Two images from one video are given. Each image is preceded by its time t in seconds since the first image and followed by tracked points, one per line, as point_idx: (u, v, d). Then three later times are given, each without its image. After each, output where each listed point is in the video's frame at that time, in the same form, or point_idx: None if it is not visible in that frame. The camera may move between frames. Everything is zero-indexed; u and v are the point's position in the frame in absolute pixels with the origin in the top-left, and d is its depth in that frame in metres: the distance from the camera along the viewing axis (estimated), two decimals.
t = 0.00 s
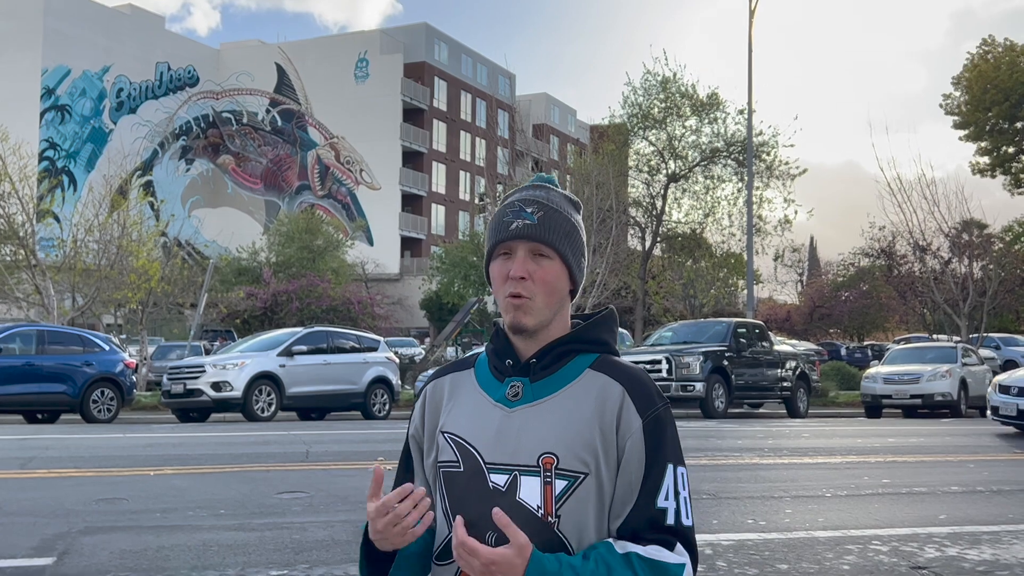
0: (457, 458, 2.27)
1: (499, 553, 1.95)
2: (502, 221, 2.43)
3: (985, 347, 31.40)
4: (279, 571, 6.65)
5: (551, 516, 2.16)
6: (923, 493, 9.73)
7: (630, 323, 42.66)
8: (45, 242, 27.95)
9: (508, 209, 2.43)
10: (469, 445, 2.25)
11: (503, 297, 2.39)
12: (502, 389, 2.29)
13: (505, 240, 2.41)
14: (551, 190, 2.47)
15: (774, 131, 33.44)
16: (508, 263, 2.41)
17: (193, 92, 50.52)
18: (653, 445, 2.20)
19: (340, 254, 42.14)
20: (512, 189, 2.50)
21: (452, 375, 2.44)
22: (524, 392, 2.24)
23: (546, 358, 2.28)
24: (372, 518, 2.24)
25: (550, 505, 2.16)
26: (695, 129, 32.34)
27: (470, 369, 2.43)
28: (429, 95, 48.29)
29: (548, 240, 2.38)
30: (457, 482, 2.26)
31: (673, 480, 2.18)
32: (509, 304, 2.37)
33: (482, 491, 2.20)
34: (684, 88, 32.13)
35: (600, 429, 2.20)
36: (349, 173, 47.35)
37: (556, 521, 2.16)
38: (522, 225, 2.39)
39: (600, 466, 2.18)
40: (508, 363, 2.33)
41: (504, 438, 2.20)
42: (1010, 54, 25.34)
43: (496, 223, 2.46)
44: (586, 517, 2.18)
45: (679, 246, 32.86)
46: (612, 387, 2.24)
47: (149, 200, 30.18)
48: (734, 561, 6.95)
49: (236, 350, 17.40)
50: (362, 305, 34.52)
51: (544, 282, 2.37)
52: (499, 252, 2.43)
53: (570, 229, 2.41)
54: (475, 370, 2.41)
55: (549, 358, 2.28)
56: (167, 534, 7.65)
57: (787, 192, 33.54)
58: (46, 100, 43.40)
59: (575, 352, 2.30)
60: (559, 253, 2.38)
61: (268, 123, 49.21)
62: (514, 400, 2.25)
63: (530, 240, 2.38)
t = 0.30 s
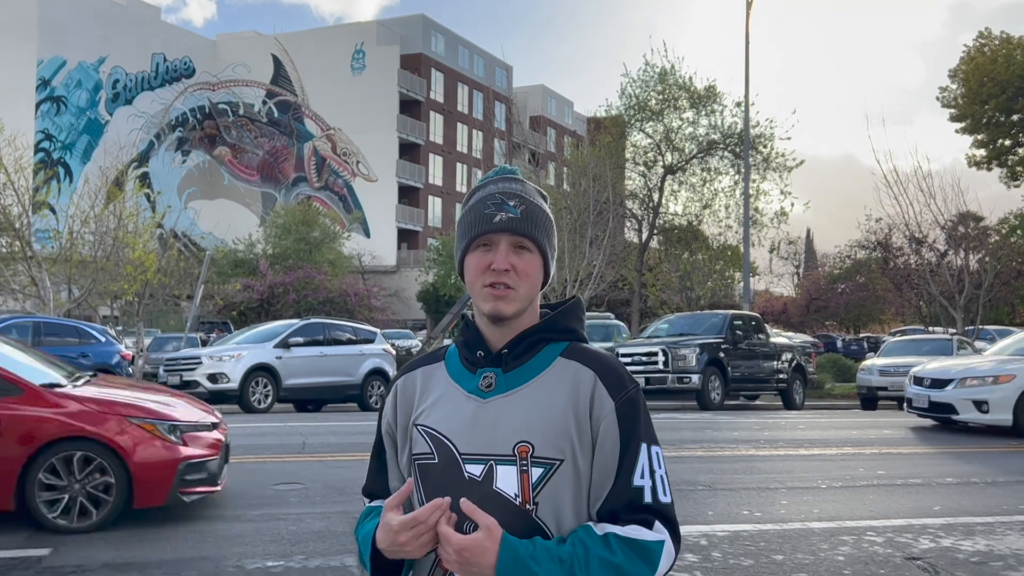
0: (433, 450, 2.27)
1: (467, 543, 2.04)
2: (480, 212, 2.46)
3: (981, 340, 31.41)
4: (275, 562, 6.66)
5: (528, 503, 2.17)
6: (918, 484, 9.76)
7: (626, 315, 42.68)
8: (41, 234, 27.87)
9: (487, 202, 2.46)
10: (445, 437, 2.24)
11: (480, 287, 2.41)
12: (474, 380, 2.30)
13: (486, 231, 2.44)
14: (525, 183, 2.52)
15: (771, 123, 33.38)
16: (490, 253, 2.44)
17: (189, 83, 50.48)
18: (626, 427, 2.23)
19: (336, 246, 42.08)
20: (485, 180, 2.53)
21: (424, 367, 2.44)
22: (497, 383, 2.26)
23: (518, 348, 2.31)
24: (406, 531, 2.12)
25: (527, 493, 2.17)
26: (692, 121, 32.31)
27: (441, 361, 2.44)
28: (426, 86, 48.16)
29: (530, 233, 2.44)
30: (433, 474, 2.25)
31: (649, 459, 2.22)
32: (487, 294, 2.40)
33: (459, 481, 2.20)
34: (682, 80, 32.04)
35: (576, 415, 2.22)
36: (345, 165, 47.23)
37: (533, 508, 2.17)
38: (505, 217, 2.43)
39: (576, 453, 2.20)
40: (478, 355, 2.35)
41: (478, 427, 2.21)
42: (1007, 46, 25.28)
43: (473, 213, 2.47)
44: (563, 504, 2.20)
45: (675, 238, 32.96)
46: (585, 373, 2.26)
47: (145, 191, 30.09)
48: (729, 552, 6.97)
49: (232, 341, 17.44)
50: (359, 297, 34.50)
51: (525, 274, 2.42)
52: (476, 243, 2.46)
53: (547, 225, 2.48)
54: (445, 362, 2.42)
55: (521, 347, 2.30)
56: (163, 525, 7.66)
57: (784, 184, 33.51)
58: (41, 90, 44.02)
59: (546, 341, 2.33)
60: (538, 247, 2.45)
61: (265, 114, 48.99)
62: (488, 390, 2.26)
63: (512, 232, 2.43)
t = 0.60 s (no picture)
0: (421, 443, 2.21)
1: (490, 527, 1.88)
2: (468, 203, 2.42)
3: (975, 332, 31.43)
4: (270, 553, 6.66)
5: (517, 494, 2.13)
6: (910, 475, 9.80)
7: (621, 306, 42.70)
8: (34, 225, 27.75)
9: (476, 193, 2.41)
10: (434, 429, 2.19)
11: (464, 278, 2.37)
12: (462, 372, 2.25)
13: (473, 222, 2.40)
14: (516, 175, 2.48)
15: (766, 114, 33.35)
16: (475, 245, 2.40)
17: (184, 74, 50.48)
18: (615, 419, 2.20)
19: (331, 236, 41.98)
20: (477, 172, 2.50)
21: (408, 361, 2.39)
22: (485, 374, 2.21)
23: (506, 341, 2.27)
24: (373, 520, 2.03)
25: (516, 484, 2.13)
26: (688, 112, 32.30)
27: (426, 354, 2.39)
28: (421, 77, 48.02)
29: (516, 226, 2.39)
30: (420, 468, 2.20)
31: (637, 451, 2.20)
32: (471, 285, 2.35)
33: (447, 473, 2.16)
34: (677, 71, 31.98)
35: (564, 408, 2.18)
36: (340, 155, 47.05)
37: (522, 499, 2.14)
38: (492, 209, 2.39)
39: (564, 445, 2.17)
40: (465, 347, 2.30)
41: (467, 420, 2.16)
42: (1001, 38, 25.24)
43: (461, 204, 2.43)
44: (551, 495, 2.16)
45: (670, 229, 32.95)
46: (572, 365, 2.23)
47: (139, 181, 29.97)
48: (722, 543, 6.98)
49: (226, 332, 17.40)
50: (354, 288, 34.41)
51: (508, 268, 2.37)
52: (463, 233, 2.42)
53: (534, 218, 2.45)
54: (431, 354, 2.38)
55: (508, 340, 2.27)
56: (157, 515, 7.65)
57: (779, 175, 33.49)
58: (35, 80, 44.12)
59: (532, 333, 2.30)
60: (525, 240, 2.40)
61: (259, 104, 48.83)
62: (476, 382, 2.21)
63: (498, 223, 2.39)
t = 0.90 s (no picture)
0: (429, 434, 2.22)
1: (538, 500, 1.86)
2: (470, 196, 2.41)
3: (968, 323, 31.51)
4: (263, 542, 6.67)
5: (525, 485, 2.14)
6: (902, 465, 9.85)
7: (615, 297, 42.74)
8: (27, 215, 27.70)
9: (476, 186, 2.40)
10: (443, 421, 2.20)
11: (471, 274, 2.36)
12: (470, 363, 2.26)
13: (476, 216, 2.39)
14: (516, 164, 2.47)
15: (761, 105, 33.39)
16: (480, 238, 2.39)
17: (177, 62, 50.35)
18: (625, 410, 2.20)
19: (325, 226, 41.91)
20: (478, 163, 2.49)
21: (415, 353, 2.40)
22: (493, 365, 2.22)
23: (514, 332, 2.27)
24: (383, 500, 2.06)
25: (524, 474, 2.13)
26: (682, 103, 32.32)
27: (434, 345, 2.40)
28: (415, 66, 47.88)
29: (520, 217, 2.38)
30: (428, 457, 2.21)
31: (648, 443, 2.21)
32: (479, 281, 2.35)
33: (456, 465, 2.16)
34: (671, 62, 32.00)
35: (573, 398, 2.18)
36: (334, 145, 46.91)
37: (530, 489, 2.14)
38: (494, 201, 2.38)
39: (573, 435, 2.17)
40: (474, 338, 2.31)
41: (477, 410, 2.16)
42: (995, 30, 25.25)
43: (462, 198, 2.42)
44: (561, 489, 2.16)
45: (664, 220, 32.94)
46: (582, 357, 2.23)
47: (132, 171, 29.89)
48: (714, 533, 7.01)
49: (221, 322, 17.36)
50: (348, 279, 34.36)
51: (515, 260, 2.36)
52: (466, 228, 2.42)
53: (537, 207, 2.44)
54: (439, 346, 2.38)
55: (516, 330, 2.27)
56: (150, 504, 7.66)
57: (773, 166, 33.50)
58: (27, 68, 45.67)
59: (540, 324, 2.30)
60: (529, 231, 2.39)
61: (253, 94, 48.61)
62: (484, 373, 2.23)
63: (501, 216, 2.38)
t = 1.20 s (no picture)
0: (457, 424, 2.26)
1: (488, 513, 1.97)
2: (518, 176, 2.40)
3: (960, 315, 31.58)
4: (257, 532, 6.68)
5: (549, 483, 2.13)
6: (894, 456, 9.89)
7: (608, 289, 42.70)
8: (19, 204, 27.57)
9: (525, 167, 2.39)
10: (471, 411, 2.23)
11: (512, 256, 2.35)
12: (503, 353, 2.27)
13: (520, 197, 2.38)
14: (571, 148, 2.44)
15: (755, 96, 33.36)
16: (522, 222, 2.38)
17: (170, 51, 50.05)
18: (658, 411, 2.17)
19: (318, 216, 41.78)
20: (531, 145, 2.47)
21: (453, 339, 2.44)
22: (526, 357, 2.22)
23: (550, 322, 2.27)
24: (419, 501, 2.18)
25: (548, 472, 2.12)
26: (676, 93, 32.30)
27: (473, 332, 2.43)
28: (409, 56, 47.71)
29: (566, 204, 2.35)
30: (458, 448, 2.24)
31: (680, 448, 2.15)
32: (518, 264, 2.34)
33: (482, 457, 2.18)
34: (665, 52, 31.96)
35: (603, 395, 2.16)
36: (328, 135, 46.75)
37: (553, 488, 2.13)
38: (540, 184, 2.35)
39: (601, 434, 2.15)
40: (509, 328, 2.33)
41: (505, 404, 2.17)
42: (989, 21, 25.21)
43: (509, 178, 2.41)
44: (585, 487, 2.14)
45: (658, 211, 32.91)
46: (615, 354, 2.19)
47: (125, 160, 29.77)
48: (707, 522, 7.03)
49: (213, 312, 17.32)
50: (341, 269, 34.22)
51: (556, 246, 2.34)
52: (511, 210, 2.40)
53: (589, 192, 2.40)
54: (477, 333, 2.41)
55: (552, 321, 2.26)
56: (143, 494, 7.65)
57: (768, 158, 33.46)
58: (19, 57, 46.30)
59: (578, 316, 2.28)
60: (576, 219, 2.36)
61: (246, 83, 48.42)
62: (515, 364, 2.22)
63: (546, 202, 2.35)
